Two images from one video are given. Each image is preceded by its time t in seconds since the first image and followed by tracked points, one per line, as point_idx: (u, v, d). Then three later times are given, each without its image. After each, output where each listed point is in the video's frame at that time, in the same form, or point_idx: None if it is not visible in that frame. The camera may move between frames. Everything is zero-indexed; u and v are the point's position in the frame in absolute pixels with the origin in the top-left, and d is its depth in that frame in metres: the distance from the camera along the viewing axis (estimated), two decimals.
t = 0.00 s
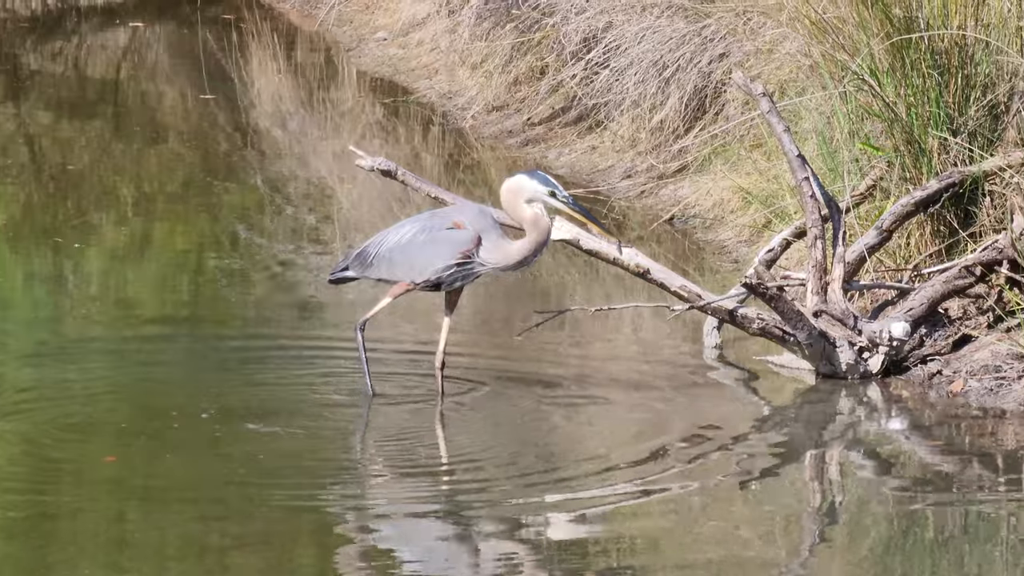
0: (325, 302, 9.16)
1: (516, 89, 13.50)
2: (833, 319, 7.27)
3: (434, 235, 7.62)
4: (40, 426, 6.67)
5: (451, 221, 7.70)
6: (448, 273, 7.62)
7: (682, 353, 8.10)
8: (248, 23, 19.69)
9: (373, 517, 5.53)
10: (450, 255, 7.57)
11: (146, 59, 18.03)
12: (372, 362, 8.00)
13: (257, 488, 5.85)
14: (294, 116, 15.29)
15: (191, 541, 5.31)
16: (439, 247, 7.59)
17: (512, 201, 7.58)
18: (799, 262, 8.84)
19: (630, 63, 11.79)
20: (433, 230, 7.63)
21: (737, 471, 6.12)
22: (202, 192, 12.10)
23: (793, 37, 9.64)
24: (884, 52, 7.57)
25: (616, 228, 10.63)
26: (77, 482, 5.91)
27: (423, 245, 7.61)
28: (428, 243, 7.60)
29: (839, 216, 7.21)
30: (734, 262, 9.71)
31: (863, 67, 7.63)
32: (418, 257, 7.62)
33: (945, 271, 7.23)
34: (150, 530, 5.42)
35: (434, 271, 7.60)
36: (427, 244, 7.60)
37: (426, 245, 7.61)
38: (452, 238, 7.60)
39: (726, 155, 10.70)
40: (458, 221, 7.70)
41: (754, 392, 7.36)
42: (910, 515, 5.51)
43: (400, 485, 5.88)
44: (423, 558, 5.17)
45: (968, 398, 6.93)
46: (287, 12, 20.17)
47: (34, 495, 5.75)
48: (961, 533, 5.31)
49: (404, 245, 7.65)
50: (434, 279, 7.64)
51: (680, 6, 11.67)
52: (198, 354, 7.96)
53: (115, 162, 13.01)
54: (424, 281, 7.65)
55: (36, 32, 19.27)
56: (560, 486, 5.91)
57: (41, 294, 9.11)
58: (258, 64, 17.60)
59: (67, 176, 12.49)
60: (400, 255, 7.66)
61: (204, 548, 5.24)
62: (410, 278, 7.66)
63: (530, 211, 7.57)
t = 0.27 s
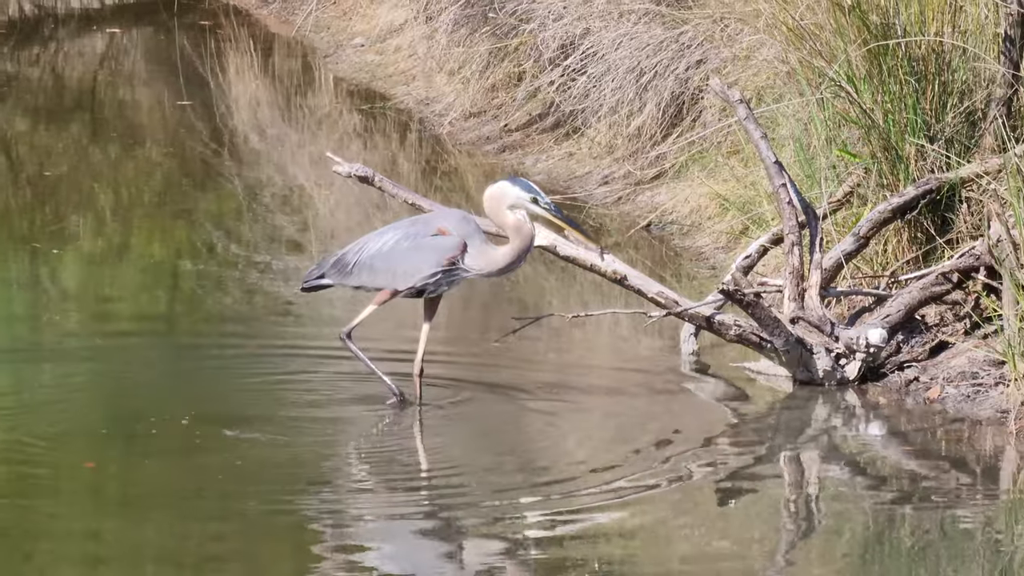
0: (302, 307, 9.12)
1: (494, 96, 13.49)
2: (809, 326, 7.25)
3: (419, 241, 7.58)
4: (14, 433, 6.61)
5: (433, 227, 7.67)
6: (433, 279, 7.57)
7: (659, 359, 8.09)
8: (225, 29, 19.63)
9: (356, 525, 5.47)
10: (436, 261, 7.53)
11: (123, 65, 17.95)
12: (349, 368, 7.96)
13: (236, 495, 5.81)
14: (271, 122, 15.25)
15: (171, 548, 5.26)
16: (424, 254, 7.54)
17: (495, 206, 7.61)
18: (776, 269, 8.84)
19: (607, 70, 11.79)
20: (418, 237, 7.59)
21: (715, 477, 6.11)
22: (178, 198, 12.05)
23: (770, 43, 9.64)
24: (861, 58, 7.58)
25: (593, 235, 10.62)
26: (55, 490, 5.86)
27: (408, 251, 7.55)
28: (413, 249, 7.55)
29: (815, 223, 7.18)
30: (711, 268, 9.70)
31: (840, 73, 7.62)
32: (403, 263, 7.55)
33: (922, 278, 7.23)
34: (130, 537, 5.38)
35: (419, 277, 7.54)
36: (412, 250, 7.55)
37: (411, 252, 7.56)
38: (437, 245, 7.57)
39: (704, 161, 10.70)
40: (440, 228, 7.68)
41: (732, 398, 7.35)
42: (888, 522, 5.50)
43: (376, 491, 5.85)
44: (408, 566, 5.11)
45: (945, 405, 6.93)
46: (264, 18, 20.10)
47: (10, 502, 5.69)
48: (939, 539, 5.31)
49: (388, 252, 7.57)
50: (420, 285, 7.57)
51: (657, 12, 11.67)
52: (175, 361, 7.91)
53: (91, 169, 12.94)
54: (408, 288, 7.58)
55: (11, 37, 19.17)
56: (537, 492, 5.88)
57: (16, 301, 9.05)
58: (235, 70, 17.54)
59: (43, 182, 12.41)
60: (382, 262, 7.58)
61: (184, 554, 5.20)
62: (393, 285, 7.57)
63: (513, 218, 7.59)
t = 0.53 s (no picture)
0: (283, 312, 9.08)
1: (474, 100, 13.47)
2: (791, 331, 7.24)
3: (403, 247, 7.59)
4: None
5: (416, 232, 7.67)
6: (419, 285, 7.61)
7: (641, 365, 8.07)
8: (206, 33, 19.57)
9: (341, 531, 5.44)
10: (422, 268, 7.56)
11: (104, 70, 17.89)
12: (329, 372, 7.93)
13: (217, 500, 5.78)
14: (253, 127, 15.20)
15: (151, 552, 5.23)
16: (409, 260, 7.56)
17: (483, 210, 7.65)
18: (757, 274, 8.84)
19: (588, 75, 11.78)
20: (402, 243, 7.60)
21: (696, 482, 6.09)
22: (159, 203, 12.00)
23: (751, 48, 9.64)
24: (842, 64, 7.62)
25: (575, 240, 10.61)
26: (35, 495, 5.82)
27: (393, 258, 7.56)
28: (398, 256, 7.56)
29: (797, 228, 7.18)
30: (692, 273, 9.69)
31: (821, 79, 7.66)
32: (388, 270, 7.57)
33: (903, 283, 7.26)
34: (110, 541, 5.34)
35: (405, 284, 7.57)
36: (397, 257, 7.56)
37: (395, 258, 7.57)
38: (422, 250, 7.59)
39: (685, 167, 10.69)
40: (423, 231, 7.68)
41: (713, 403, 7.33)
42: (869, 527, 5.49)
43: (357, 497, 5.81)
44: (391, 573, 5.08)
45: (926, 410, 6.92)
46: (245, 23, 20.04)
47: None
48: (920, 544, 5.30)
49: (372, 259, 7.57)
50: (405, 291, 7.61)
51: (638, 17, 11.66)
52: (156, 365, 7.87)
53: (71, 174, 12.88)
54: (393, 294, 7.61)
55: None
56: (518, 497, 5.85)
57: None
58: (217, 75, 17.49)
59: (22, 186, 12.35)
60: (367, 268, 7.59)
61: (164, 559, 5.16)
62: (378, 292, 7.60)
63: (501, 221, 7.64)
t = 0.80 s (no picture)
0: (266, 315, 9.05)
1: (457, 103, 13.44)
2: (774, 334, 7.25)
3: (391, 252, 7.59)
4: None
5: (404, 236, 7.68)
6: (409, 288, 7.59)
7: (624, 368, 8.06)
8: (189, 36, 19.51)
9: (328, 532, 5.41)
10: (412, 271, 7.55)
11: (87, 73, 17.82)
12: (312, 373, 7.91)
13: (201, 504, 5.75)
14: (236, 130, 15.16)
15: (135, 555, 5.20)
16: (399, 264, 7.56)
17: (475, 209, 7.62)
18: (739, 277, 8.83)
19: (572, 78, 11.77)
20: (391, 248, 7.61)
21: (680, 485, 6.08)
22: (143, 206, 11.95)
23: (735, 51, 9.63)
24: (825, 66, 7.62)
25: (558, 244, 10.60)
26: (19, 498, 5.79)
27: (382, 263, 7.57)
28: (387, 260, 7.56)
29: (779, 231, 7.18)
30: (675, 276, 9.69)
31: (804, 81, 7.65)
32: (377, 275, 7.56)
33: (887, 285, 7.25)
34: (94, 544, 5.31)
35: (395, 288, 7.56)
36: (386, 262, 7.57)
37: (384, 263, 7.57)
38: (410, 254, 7.59)
39: (668, 170, 10.68)
40: (410, 236, 7.68)
41: (696, 405, 7.33)
42: (852, 530, 5.48)
43: (341, 500, 5.79)
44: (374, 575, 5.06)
45: (909, 412, 6.93)
46: (229, 25, 19.98)
47: None
48: (903, 547, 5.29)
49: (360, 265, 7.57)
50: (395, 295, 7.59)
51: (622, 20, 11.65)
52: (141, 368, 7.84)
53: (55, 177, 12.83)
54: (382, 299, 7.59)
55: None
56: (501, 500, 5.84)
57: None
58: (200, 77, 17.43)
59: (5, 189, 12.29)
60: (354, 274, 7.59)
61: (148, 562, 5.14)
62: (367, 297, 7.58)
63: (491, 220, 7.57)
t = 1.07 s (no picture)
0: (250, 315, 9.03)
1: (440, 103, 13.44)
2: (757, 334, 7.26)
3: (385, 253, 7.51)
4: None
5: (400, 237, 7.59)
6: (405, 289, 7.53)
7: (608, 367, 8.06)
8: (172, 37, 19.46)
9: (313, 532, 5.41)
10: (407, 272, 7.48)
11: (69, 74, 17.77)
12: (296, 373, 7.90)
13: (187, 504, 5.74)
14: (219, 131, 15.14)
15: (120, 554, 5.18)
16: (393, 266, 7.49)
17: (477, 218, 7.55)
18: (722, 276, 8.84)
19: (554, 78, 11.78)
20: (385, 250, 7.53)
21: (664, 484, 6.08)
22: (126, 207, 11.92)
23: (717, 51, 9.63)
24: (807, 66, 7.63)
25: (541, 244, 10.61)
26: (5, 499, 5.77)
27: (377, 265, 7.50)
28: (382, 263, 7.49)
29: (762, 230, 7.18)
30: (658, 276, 9.70)
31: (786, 81, 7.67)
32: (372, 276, 7.50)
33: (869, 285, 7.27)
34: (80, 544, 5.29)
35: (391, 290, 7.50)
36: (381, 264, 7.49)
37: (378, 264, 7.50)
38: (405, 255, 7.52)
39: (651, 169, 10.69)
40: (405, 235, 7.61)
41: (680, 404, 7.34)
42: (836, 528, 5.49)
43: (325, 500, 5.79)
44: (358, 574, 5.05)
45: (892, 411, 6.94)
46: (211, 27, 19.93)
47: None
48: (885, 545, 5.30)
49: (354, 267, 7.51)
50: (392, 296, 7.53)
51: (604, 20, 11.65)
52: (125, 369, 7.82)
53: (37, 178, 12.79)
54: (379, 300, 7.54)
55: None
56: (486, 500, 5.83)
57: None
58: (183, 78, 17.40)
59: None
60: (349, 276, 7.53)
61: (133, 561, 5.12)
62: (364, 298, 7.53)
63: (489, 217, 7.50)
